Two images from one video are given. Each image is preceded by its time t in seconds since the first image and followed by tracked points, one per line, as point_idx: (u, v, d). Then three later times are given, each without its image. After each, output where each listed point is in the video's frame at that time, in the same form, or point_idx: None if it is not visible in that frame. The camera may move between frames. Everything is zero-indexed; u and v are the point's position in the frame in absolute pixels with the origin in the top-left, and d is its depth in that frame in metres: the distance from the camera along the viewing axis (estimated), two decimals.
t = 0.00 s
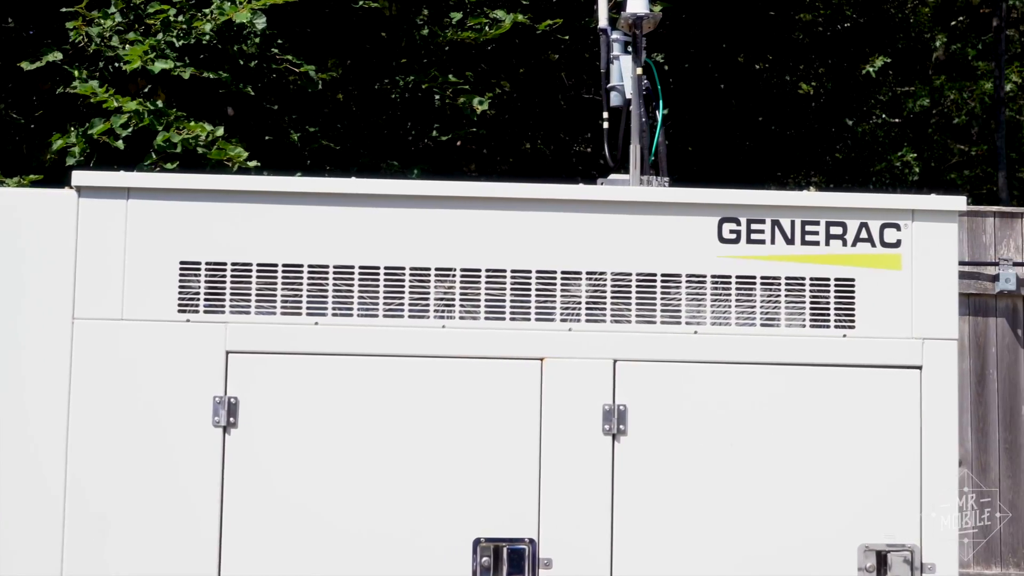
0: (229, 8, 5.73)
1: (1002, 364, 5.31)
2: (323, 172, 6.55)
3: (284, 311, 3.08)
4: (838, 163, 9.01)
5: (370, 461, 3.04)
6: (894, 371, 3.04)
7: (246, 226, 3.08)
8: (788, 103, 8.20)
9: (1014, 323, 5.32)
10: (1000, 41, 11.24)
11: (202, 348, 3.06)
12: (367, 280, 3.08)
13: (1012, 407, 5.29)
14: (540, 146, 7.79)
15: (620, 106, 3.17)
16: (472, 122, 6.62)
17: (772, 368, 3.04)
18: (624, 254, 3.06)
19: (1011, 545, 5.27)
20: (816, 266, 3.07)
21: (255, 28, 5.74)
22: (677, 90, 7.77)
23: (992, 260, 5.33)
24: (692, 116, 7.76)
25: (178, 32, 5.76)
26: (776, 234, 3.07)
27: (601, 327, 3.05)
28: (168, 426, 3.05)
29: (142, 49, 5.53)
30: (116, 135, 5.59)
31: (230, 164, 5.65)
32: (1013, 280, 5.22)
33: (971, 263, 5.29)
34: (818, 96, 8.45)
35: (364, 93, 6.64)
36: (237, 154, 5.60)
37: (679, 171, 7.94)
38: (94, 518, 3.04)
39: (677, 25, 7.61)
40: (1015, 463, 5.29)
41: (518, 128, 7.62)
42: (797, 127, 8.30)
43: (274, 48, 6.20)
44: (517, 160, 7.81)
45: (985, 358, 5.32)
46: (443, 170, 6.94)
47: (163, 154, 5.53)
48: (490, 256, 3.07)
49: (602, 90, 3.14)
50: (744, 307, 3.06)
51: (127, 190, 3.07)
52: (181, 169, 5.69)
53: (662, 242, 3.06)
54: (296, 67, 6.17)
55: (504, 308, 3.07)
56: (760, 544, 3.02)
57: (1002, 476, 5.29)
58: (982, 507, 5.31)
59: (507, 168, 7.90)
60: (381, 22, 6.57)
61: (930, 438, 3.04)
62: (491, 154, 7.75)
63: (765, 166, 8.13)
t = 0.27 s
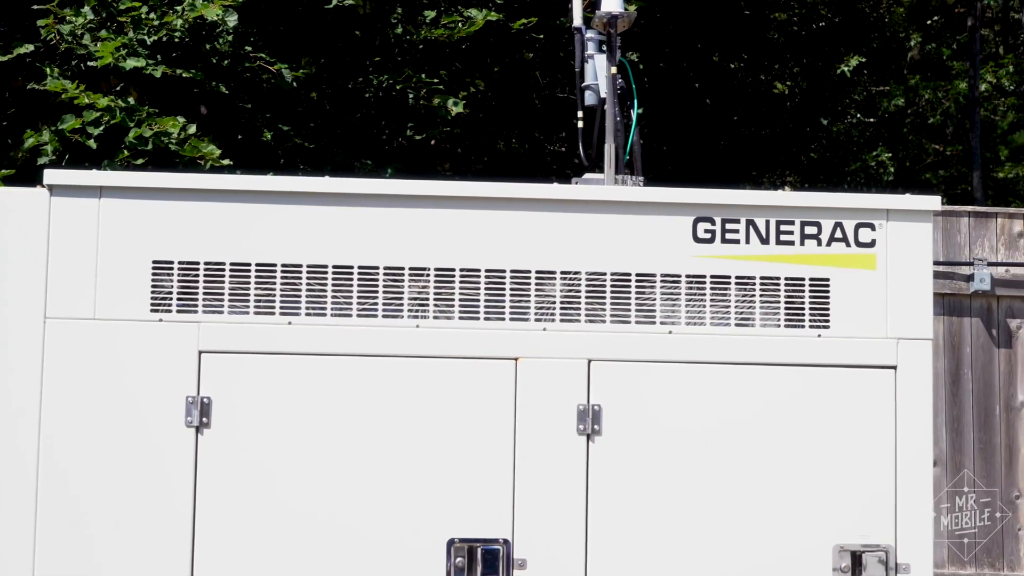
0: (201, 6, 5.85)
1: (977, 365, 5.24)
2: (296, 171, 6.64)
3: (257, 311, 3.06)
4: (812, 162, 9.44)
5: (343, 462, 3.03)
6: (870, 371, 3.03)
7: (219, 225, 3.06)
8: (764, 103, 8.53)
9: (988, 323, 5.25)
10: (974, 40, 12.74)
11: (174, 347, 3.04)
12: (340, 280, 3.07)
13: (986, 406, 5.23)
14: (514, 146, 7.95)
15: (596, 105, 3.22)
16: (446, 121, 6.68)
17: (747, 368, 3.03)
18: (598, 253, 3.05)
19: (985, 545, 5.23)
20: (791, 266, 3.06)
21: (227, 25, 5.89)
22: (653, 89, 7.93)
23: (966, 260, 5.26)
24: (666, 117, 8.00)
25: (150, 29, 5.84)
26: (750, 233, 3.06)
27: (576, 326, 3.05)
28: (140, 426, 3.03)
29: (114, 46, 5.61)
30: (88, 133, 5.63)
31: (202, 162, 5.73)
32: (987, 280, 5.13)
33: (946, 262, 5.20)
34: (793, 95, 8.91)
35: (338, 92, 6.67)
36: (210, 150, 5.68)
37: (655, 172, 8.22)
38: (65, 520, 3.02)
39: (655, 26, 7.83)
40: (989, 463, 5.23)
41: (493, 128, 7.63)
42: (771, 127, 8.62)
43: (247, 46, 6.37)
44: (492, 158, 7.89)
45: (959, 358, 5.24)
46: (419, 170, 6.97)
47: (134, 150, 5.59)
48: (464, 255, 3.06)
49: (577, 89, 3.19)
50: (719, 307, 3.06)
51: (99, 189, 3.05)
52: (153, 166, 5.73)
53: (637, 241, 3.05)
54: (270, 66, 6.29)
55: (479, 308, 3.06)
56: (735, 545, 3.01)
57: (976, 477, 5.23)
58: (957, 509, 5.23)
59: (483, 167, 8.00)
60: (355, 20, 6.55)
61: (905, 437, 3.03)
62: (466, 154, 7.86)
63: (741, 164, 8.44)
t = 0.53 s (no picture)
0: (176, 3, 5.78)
1: (954, 365, 5.30)
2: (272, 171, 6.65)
3: (233, 311, 3.05)
4: (791, 162, 9.76)
5: (320, 462, 3.01)
6: (847, 371, 3.03)
7: (194, 224, 3.05)
8: (743, 101, 8.71)
9: (966, 323, 5.31)
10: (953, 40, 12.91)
11: (150, 347, 3.03)
12: (317, 280, 3.05)
13: (963, 405, 5.30)
14: (491, 144, 8.17)
15: (573, 104, 3.27)
16: (422, 121, 6.82)
17: (725, 368, 3.03)
18: (576, 253, 3.05)
19: (962, 544, 5.29)
20: (769, 266, 3.06)
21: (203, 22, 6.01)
22: (631, 88, 8.12)
23: (945, 260, 5.32)
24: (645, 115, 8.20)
25: (124, 27, 5.80)
26: (728, 234, 3.06)
27: (553, 327, 3.04)
28: (115, 426, 3.01)
29: (87, 44, 5.60)
30: (61, 132, 5.64)
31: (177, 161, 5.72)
32: (966, 280, 5.18)
33: (924, 263, 5.27)
34: (772, 96, 9.20)
35: (315, 91, 6.72)
36: (184, 149, 5.68)
37: (632, 172, 8.48)
38: (39, 521, 3.00)
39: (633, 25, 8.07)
40: (966, 462, 5.30)
41: (470, 128, 7.83)
42: (750, 127, 8.84)
43: (222, 44, 6.37)
44: (470, 157, 8.16)
45: (937, 359, 5.30)
46: (395, 169, 7.08)
47: (108, 149, 5.61)
48: (442, 255, 3.05)
49: (555, 88, 3.23)
50: (696, 307, 3.05)
51: (74, 187, 3.04)
52: (128, 165, 5.75)
53: (615, 241, 3.04)
54: (245, 65, 6.28)
55: (456, 308, 3.05)
56: (712, 545, 3.01)
57: (953, 476, 5.29)
58: (934, 508, 5.29)
59: (461, 165, 8.27)
60: (332, 20, 6.69)
61: (882, 438, 3.03)
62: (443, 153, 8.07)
63: (719, 165, 8.72)
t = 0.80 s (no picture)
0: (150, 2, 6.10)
1: (931, 365, 5.31)
2: (248, 169, 6.79)
3: (208, 311, 3.04)
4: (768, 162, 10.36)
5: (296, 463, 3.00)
6: (825, 372, 3.03)
7: (170, 224, 3.03)
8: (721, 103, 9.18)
9: (943, 323, 5.32)
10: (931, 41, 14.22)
11: (124, 347, 3.01)
12: (292, 280, 3.04)
13: (941, 405, 5.30)
14: (467, 143, 8.69)
15: (550, 104, 3.27)
16: (398, 121, 7.08)
17: (702, 368, 3.02)
18: (553, 253, 3.04)
19: (940, 545, 5.29)
20: (746, 266, 3.06)
21: (179, 19, 6.31)
22: (609, 88, 8.49)
23: (922, 260, 5.30)
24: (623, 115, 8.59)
25: (100, 24, 6.06)
26: (705, 233, 3.05)
27: (530, 326, 3.03)
28: (89, 427, 2.99)
29: (63, 41, 5.82)
30: (37, 130, 5.64)
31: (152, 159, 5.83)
32: (942, 280, 5.15)
33: (901, 263, 5.25)
34: (750, 95, 9.70)
35: (291, 90, 6.90)
36: (160, 147, 5.78)
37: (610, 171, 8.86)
38: (11, 522, 2.98)
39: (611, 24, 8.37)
40: (943, 463, 5.30)
41: (448, 126, 8.24)
42: (727, 127, 9.27)
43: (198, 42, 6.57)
44: (446, 156, 8.57)
45: (914, 359, 5.30)
46: (371, 168, 7.43)
47: (83, 146, 5.67)
48: (419, 255, 3.04)
49: (532, 88, 3.23)
50: (673, 307, 3.05)
51: (48, 186, 3.02)
52: (103, 163, 5.86)
53: (592, 241, 3.04)
54: (222, 63, 6.51)
55: (432, 308, 3.04)
56: (689, 546, 3.00)
57: (930, 476, 5.29)
58: (912, 509, 5.28)
59: (436, 164, 8.67)
60: (309, 19, 6.91)
61: (860, 438, 3.03)
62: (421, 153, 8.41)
63: (697, 164, 9.13)
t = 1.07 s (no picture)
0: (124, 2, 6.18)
1: (906, 365, 5.31)
2: (222, 168, 7.00)
3: (181, 311, 3.02)
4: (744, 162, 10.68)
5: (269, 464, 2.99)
6: (799, 372, 3.03)
7: (144, 224, 3.01)
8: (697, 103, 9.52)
9: (918, 324, 5.32)
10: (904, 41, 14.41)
11: (96, 347, 2.99)
12: (266, 280, 3.03)
13: (915, 405, 5.31)
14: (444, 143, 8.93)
15: (524, 104, 3.28)
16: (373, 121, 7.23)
17: (677, 369, 3.02)
18: (527, 253, 3.04)
19: (914, 545, 5.30)
20: (721, 266, 3.06)
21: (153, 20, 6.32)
22: (586, 86, 8.68)
23: (897, 261, 5.30)
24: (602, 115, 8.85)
25: (72, 23, 6.21)
26: (680, 234, 3.06)
27: (504, 327, 3.03)
28: (60, 427, 2.98)
29: (35, 39, 5.94)
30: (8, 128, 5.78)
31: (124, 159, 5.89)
32: (917, 281, 5.14)
33: (876, 264, 5.23)
34: (725, 95, 9.99)
35: (266, 89, 7.02)
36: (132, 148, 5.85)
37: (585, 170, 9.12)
38: None
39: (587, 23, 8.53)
40: (918, 463, 5.31)
41: (423, 125, 8.37)
42: (703, 126, 9.59)
43: (173, 42, 6.70)
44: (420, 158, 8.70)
45: (889, 360, 5.31)
46: (347, 167, 7.64)
47: (56, 146, 5.75)
48: (393, 255, 3.03)
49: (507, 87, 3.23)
50: (648, 307, 3.05)
51: (20, 186, 3.01)
52: (76, 162, 5.93)
53: (567, 241, 3.04)
54: (196, 64, 6.68)
55: (406, 308, 3.03)
56: (664, 547, 3.00)
57: (905, 476, 5.30)
58: (887, 510, 5.29)
59: (412, 164, 8.75)
60: (282, 17, 7.01)
61: (834, 439, 3.03)
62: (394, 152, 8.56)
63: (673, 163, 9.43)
